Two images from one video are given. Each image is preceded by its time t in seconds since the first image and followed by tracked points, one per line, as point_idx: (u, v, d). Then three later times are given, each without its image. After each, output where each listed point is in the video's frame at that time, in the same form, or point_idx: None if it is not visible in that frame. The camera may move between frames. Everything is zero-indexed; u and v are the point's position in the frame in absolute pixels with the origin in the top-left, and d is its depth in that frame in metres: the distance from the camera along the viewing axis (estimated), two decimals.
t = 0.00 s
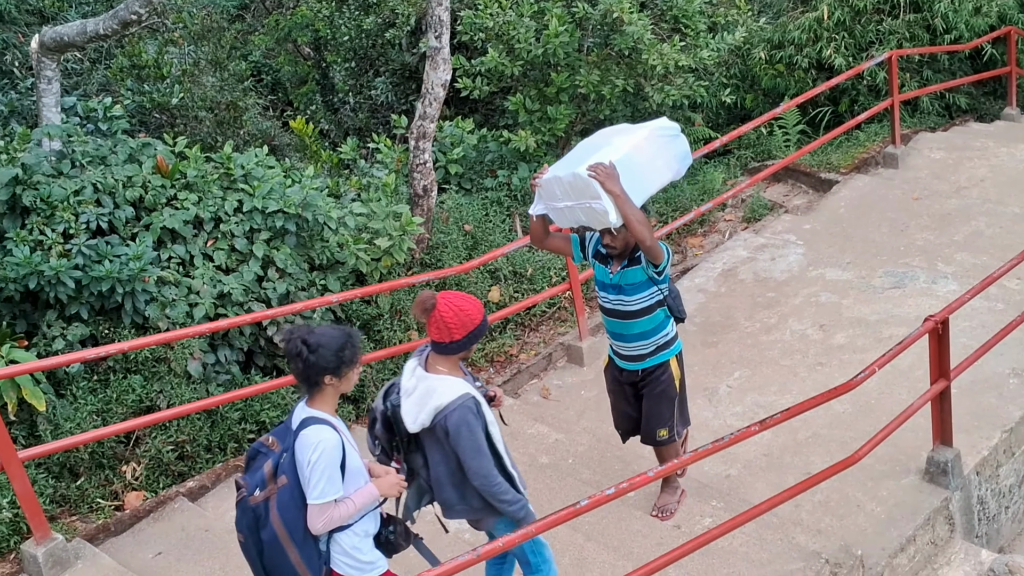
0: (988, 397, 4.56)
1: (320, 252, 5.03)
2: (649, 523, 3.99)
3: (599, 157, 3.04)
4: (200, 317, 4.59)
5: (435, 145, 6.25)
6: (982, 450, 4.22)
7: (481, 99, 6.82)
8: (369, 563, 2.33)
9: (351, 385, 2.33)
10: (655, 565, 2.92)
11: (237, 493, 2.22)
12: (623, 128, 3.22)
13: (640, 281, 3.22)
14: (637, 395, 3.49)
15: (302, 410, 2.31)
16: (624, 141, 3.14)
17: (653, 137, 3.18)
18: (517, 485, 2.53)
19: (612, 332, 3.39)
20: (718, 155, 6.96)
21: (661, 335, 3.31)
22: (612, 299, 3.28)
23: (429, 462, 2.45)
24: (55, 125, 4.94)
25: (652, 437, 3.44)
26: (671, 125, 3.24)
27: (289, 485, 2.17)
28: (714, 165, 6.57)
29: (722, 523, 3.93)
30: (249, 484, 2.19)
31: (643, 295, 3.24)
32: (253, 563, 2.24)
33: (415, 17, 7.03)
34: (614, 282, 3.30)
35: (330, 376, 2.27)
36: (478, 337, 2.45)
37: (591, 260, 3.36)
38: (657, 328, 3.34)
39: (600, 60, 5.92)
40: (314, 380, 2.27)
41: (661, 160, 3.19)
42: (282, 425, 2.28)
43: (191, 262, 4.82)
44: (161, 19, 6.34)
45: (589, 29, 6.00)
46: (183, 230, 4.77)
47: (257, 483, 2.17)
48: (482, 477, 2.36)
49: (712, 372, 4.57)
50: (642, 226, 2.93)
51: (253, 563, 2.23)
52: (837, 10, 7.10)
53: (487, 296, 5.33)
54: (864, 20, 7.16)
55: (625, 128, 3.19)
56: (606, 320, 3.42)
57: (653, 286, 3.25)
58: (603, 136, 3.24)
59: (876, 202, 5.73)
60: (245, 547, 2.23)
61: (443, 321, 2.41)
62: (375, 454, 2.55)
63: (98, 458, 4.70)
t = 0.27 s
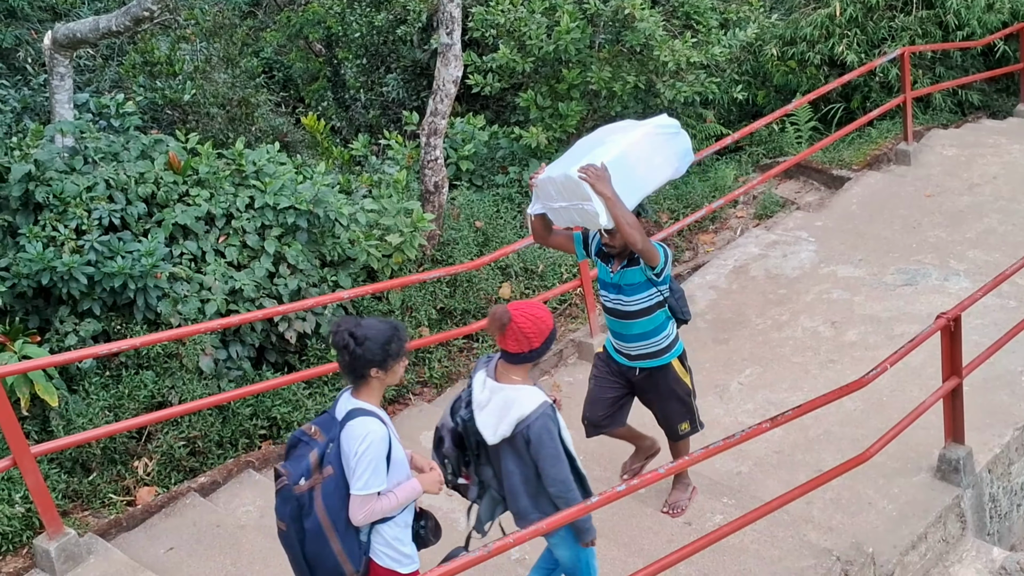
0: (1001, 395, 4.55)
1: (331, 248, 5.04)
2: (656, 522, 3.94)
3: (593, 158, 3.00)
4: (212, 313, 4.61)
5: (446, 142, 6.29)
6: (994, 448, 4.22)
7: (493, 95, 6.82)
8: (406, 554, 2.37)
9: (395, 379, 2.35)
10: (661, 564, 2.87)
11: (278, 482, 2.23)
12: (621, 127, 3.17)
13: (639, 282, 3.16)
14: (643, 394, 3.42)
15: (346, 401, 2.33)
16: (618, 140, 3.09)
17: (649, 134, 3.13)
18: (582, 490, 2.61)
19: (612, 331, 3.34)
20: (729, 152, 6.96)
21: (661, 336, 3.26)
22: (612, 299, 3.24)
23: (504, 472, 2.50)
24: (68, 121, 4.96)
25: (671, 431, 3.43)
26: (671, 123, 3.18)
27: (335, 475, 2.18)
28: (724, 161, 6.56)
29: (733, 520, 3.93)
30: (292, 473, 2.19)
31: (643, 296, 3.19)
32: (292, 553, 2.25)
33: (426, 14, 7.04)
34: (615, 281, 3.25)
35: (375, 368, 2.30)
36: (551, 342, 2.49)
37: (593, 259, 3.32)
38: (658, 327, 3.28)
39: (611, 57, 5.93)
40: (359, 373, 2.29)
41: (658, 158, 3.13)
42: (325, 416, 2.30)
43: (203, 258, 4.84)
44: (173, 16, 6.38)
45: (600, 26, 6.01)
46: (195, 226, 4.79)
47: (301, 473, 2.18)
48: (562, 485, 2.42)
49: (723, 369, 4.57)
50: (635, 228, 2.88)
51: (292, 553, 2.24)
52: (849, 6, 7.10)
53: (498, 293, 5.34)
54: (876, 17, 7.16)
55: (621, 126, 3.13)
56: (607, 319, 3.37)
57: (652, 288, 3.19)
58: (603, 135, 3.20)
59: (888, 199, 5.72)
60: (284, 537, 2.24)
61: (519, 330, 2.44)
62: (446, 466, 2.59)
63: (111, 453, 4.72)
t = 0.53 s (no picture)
0: (1005, 395, 4.54)
1: (335, 246, 5.06)
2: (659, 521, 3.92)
3: (572, 162, 2.97)
4: (216, 310, 4.62)
5: (451, 140, 6.28)
6: (997, 448, 4.22)
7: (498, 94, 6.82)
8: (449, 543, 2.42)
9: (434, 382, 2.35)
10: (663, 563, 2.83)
11: (323, 484, 2.24)
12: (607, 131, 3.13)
13: (617, 289, 3.02)
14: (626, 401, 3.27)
15: (386, 401, 2.34)
16: (602, 145, 3.04)
17: (634, 141, 3.06)
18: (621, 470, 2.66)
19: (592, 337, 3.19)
20: (734, 150, 6.96)
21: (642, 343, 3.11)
22: (592, 306, 3.10)
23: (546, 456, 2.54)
24: (73, 119, 4.96)
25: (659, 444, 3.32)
26: (658, 130, 3.12)
27: (381, 477, 2.20)
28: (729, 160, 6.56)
29: (736, 519, 3.93)
30: (338, 477, 2.20)
31: (620, 303, 3.04)
32: (337, 551, 2.27)
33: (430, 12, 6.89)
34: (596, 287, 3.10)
35: (414, 372, 2.30)
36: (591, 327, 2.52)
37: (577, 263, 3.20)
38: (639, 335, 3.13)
39: (616, 55, 5.94)
40: (398, 378, 2.30)
41: (643, 166, 3.05)
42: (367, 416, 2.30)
43: (207, 256, 4.85)
44: (179, 14, 6.41)
45: (605, 25, 6.02)
46: (199, 223, 4.80)
47: (346, 476, 2.19)
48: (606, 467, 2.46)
49: (727, 368, 4.57)
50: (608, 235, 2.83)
51: (338, 551, 2.26)
52: (854, 5, 7.10)
53: (501, 291, 5.35)
54: (881, 16, 7.17)
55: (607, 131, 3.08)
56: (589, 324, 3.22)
57: (632, 294, 3.04)
58: (588, 139, 3.16)
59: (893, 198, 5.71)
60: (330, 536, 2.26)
61: (563, 318, 2.44)
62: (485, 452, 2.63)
63: (114, 450, 4.73)
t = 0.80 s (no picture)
0: (1009, 397, 4.54)
1: (339, 246, 5.06)
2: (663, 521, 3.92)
3: (548, 150, 2.98)
4: (220, 309, 4.62)
5: (456, 140, 6.25)
6: (1001, 450, 4.22)
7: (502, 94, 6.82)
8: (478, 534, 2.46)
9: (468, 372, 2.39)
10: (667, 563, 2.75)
11: (354, 477, 2.26)
12: (587, 122, 3.13)
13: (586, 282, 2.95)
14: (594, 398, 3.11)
15: (417, 395, 2.38)
16: (579, 135, 3.05)
17: (611, 132, 3.06)
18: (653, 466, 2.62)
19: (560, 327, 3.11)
20: (738, 151, 6.97)
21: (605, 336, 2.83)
22: (561, 295, 3.03)
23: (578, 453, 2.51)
24: (77, 118, 4.97)
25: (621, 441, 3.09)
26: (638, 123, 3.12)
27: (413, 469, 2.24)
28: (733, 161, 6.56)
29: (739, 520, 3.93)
30: (371, 469, 2.23)
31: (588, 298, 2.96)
32: (365, 544, 2.30)
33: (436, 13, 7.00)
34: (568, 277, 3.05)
35: (449, 364, 2.33)
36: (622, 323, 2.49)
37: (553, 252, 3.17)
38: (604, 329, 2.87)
39: (620, 56, 5.94)
40: (434, 372, 2.33)
41: (618, 158, 3.06)
42: (397, 410, 2.33)
43: (211, 255, 4.86)
44: (183, 13, 6.42)
45: (610, 25, 6.02)
46: (203, 223, 4.81)
47: (379, 468, 2.22)
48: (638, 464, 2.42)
49: (730, 369, 4.57)
50: (577, 227, 2.81)
51: (366, 543, 2.29)
52: (859, 7, 7.10)
53: (505, 292, 5.37)
54: (886, 18, 7.17)
55: (585, 121, 3.09)
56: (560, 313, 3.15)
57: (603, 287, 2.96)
58: (568, 128, 3.17)
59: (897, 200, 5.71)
60: (358, 528, 2.28)
61: (595, 317, 2.40)
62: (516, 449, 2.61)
63: (118, 449, 4.74)
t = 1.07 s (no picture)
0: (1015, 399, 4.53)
1: (344, 246, 5.08)
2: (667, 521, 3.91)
3: (533, 149, 3.10)
4: (225, 309, 4.63)
5: (460, 140, 6.20)
6: (1005, 452, 4.21)
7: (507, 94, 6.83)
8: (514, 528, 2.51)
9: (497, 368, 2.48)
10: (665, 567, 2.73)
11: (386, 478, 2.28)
12: (572, 123, 3.26)
13: (570, 278, 3.07)
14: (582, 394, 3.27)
15: (446, 389, 2.42)
16: (563, 134, 3.18)
17: (594, 132, 3.20)
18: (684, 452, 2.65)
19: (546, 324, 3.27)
20: (743, 152, 6.98)
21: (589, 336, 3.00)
22: (545, 291, 3.16)
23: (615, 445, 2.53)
24: (83, 117, 4.97)
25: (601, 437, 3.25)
26: (621, 125, 3.24)
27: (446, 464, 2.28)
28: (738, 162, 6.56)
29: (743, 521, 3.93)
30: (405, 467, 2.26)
31: (573, 292, 3.09)
32: (402, 542, 2.33)
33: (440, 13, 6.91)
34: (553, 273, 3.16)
35: (486, 354, 2.42)
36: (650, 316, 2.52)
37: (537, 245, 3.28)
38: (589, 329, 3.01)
39: (625, 57, 5.95)
40: (472, 362, 2.40)
41: (602, 157, 3.20)
42: (427, 409, 2.37)
43: (216, 254, 4.87)
44: (189, 13, 6.45)
45: (615, 26, 6.03)
46: (208, 222, 4.82)
47: (413, 464, 2.26)
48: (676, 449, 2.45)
49: (735, 370, 4.56)
50: (560, 229, 2.89)
51: (402, 542, 2.32)
52: (864, 8, 7.10)
53: (510, 292, 5.39)
54: (892, 19, 7.17)
55: (569, 120, 3.22)
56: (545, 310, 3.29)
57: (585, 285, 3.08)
58: (553, 128, 3.30)
59: (902, 201, 5.70)
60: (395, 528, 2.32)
61: (621, 307, 2.44)
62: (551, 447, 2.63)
63: (123, 448, 4.75)
